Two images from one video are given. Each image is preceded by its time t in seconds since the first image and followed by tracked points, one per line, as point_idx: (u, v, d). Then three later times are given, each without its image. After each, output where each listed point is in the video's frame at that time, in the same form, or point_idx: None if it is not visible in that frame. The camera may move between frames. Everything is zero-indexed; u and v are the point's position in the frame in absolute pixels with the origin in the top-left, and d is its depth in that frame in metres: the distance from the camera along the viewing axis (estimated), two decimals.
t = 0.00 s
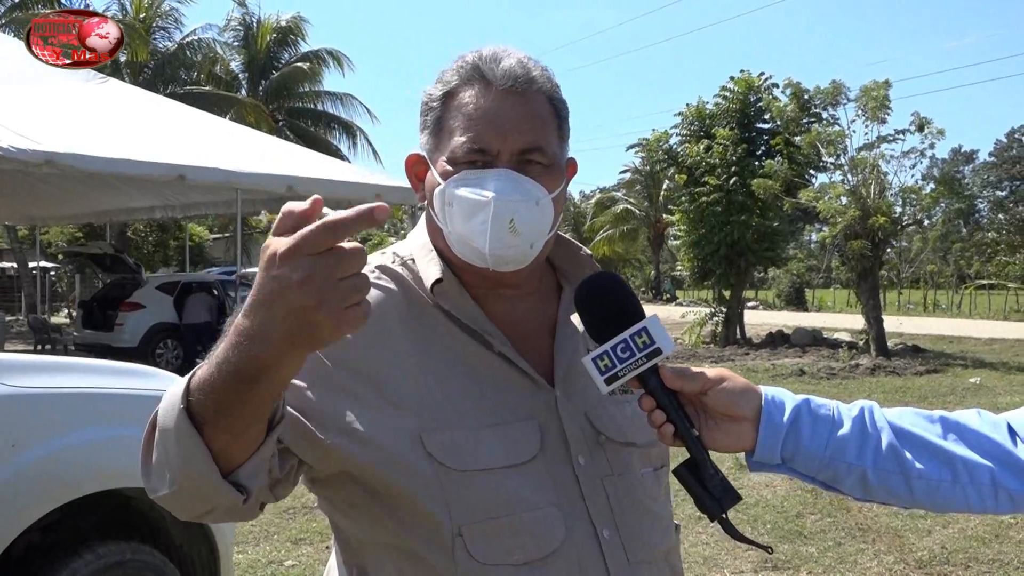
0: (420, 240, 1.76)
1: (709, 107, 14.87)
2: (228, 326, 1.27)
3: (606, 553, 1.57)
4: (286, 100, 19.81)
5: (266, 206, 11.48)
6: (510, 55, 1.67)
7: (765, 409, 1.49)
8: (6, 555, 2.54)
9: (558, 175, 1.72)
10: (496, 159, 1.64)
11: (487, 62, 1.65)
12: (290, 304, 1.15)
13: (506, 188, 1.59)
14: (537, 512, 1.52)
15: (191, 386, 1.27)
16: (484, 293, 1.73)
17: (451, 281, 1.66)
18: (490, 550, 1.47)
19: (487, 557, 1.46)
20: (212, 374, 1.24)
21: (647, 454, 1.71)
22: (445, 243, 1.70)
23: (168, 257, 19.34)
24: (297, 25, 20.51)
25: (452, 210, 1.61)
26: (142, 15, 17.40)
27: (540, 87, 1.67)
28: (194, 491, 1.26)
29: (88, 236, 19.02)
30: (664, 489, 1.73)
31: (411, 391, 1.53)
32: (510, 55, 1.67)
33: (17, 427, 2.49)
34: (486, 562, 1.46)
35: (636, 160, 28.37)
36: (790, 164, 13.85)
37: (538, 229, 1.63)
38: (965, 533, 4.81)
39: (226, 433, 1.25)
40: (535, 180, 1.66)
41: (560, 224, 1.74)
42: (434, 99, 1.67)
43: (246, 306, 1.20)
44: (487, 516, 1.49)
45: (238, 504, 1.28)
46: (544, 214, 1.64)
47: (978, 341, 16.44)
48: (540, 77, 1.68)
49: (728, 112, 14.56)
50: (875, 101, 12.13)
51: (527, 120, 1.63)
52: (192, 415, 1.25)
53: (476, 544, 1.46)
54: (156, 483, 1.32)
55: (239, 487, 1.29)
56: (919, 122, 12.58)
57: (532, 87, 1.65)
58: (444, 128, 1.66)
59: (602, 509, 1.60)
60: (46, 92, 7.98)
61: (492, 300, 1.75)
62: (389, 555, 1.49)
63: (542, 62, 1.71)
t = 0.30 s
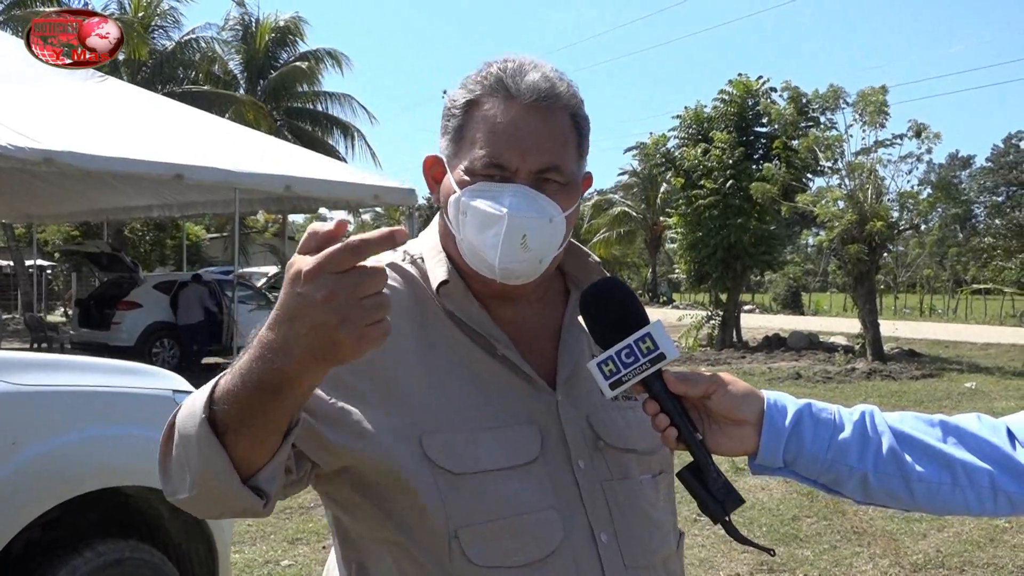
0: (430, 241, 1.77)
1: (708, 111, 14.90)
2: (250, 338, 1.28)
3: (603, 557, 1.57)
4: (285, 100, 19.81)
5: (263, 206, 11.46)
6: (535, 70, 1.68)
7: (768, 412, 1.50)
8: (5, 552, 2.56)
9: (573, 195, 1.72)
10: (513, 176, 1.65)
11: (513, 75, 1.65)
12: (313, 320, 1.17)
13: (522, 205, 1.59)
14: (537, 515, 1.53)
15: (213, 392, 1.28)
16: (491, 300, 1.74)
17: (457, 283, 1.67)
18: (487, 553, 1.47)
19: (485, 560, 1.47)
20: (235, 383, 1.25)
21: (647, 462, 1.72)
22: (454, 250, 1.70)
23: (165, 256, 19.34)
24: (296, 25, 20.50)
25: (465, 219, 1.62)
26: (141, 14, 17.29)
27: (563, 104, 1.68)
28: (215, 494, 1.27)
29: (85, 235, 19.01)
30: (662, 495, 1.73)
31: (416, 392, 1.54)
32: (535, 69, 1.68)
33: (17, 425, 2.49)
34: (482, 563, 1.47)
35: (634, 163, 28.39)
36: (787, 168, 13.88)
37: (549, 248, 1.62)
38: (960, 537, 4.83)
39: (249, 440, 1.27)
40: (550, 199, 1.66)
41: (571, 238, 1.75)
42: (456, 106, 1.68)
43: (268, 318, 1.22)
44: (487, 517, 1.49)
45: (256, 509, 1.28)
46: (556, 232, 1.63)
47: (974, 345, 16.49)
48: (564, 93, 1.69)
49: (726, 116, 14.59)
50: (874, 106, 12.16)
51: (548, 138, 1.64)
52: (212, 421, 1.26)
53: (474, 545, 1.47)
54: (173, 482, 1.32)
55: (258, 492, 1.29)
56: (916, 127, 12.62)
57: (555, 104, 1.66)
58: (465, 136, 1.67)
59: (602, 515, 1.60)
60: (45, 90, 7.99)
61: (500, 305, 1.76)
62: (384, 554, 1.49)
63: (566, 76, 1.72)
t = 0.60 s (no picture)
0: (442, 241, 1.75)
1: (704, 111, 14.93)
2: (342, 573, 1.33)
3: (602, 557, 1.55)
4: (282, 100, 19.78)
5: (260, 206, 11.44)
6: (572, 82, 1.67)
7: (767, 414, 1.52)
8: (4, 549, 2.55)
9: (596, 207, 1.72)
10: (541, 184, 1.65)
11: (551, 85, 1.65)
12: None
13: (548, 212, 1.60)
14: (538, 513, 1.51)
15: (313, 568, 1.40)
16: (502, 298, 1.71)
17: (469, 282, 1.64)
18: (485, 547, 1.47)
19: (482, 553, 1.47)
20: None
21: (648, 465, 1.69)
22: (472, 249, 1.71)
23: (161, 255, 19.32)
24: (293, 24, 20.46)
25: (489, 222, 1.63)
26: (138, 13, 17.21)
27: (596, 116, 1.67)
28: None
29: (81, 235, 18.98)
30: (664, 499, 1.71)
31: (423, 391, 1.52)
32: (573, 81, 1.67)
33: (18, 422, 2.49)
34: (479, 557, 1.47)
35: (631, 163, 28.40)
36: (784, 169, 13.90)
37: (568, 256, 1.64)
38: (955, 537, 4.85)
39: None
40: (573, 209, 1.66)
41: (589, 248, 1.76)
42: (492, 107, 1.66)
43: None
44: (486, 515, 1.48)
45: None
46: (577, 243, 1.64)
47: (969, 347, 16.53)
48: (599, 106, 1.69)
49: (723, 116, 14.61)
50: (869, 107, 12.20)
51: (580, 151, 1.64)
52: None
53: (471, 539, 1.47)
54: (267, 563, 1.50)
55: None
56: (912, 129, 12.67)
57: (591, 117, 1.66)
58: (496, 139, 1.66)
59: (603, 516, 1.58)
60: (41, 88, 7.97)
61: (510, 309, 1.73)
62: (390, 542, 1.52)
63: (600, 90, 1.72)
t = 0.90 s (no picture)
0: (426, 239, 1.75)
1: (701, 111, 14.96)
2: None
3: (600, 544, 1.56)
4: (279, 100, 19.78)
5: (258, 206, 11.43)
6: (537, 72, 1.67)
7: (761, 414, 1.53)
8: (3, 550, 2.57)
9: (571, 192, 1.73)
10: (515, 172, 1.66)
11: (517, 76, 1.65)
12: None
13: (524, 197, 1.61)
14: (533, 503, 1.51)
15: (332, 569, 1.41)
16: (484, 290, 1.71)
17: (455, 277, 1.63)
18: (484, 541, 1.47)
19: (482, 547, 1.47)
20: None
21: (641, 454, 1.69)
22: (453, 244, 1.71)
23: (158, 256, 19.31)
24: (290, 25, 20.44)
25: (467, 213, 1.64)
26: (134, 13, 17.19)
27: (564, 105, 1.68)
28: None
29: (78, 235, 18.96)
30: (658, 488, 1.72)
31: (419, 389, 1.52)
32: (538, 71, 1.67)
33: (17, 423, 2.49)
34: (479, 551, 1.47)
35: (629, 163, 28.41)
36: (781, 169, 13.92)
37: (547, 242, 1.64)
38: (952, 536, 4.87)
39: None
40: (549, 195, 1.67)
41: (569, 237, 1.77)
42: (462, 103, 1.66)
43: None
44: (480, 506, 1.48)
45: None
46: (556, 227, 1.65)
47: (966, 345, 16.57)
48: (566, 96, 1.69)
49: (720, 116, 14.64)
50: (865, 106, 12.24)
51: (550, 138, 1.64)
52: None
53: (472, 534, 1.47)
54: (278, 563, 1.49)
55: None
56: (909, 129, 12.70)
57: (558, 105, 1.66)
58: (468, 133, 1.67)
59: (599, 504, 1.58)
60: (38, 89, 7.97)
61: (497, 301, 1.74)
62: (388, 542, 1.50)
63: (567, 78, 1.72)
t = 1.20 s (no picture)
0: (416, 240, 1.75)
1: (700, 110, 14.97)
2: None
3: (604, 531, 1.56)
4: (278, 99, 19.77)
5: (257, 206, 11.43)
6: (509, 63, 1.64)
7: (755, 414, 1.54)
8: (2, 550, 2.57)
9: (552, 179, 1.75)
10: (496, 163, 1.67)
11: (488, 70, 1.63)
12: None
13: (507, 187, 1.63)
14: (536, 492, 1.50)
15: None
16: (476, 286, 1.73)
17: (447, 274, 1.64)
18: (490, 533, 1.45)
19: (487, 540, 1.45)
20: None
21: (637, 440, 1.70)
22: (441, 240, 1.72)
23: (157, 256, 19.32)
24: (288, 24, 20.41)
25: (453, 208, 1.65)
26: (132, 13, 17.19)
27: (540, 95, 1.67)
28: None
29: (77, 234, 18.97)
30: (657, 473, 1.73)
31: (416, 387, 1.52)
32: (510, 62, 1.65)
33: (17, 422, 2.50)
34: (486, 544, 1.44)
35: (628, 162, 28.40)
36: (779, 168, 13.93)
37: (532, 229, 1.67)
38: (950, 535, 4.88)
39: None
40: (531, 183, 1.69)
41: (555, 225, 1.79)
42: (437, 102, 1.66)
43: None
44: (484, 496, 1.46)
45: None
46: (540, 214, 1.68)
47: (965, 344, 16.59)
48: (540, 86, 1.68)
49: (719, 115, 14.66)
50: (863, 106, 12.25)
51: (527, 129, 1.65)
52: None
53: (477, 528, 1.45)
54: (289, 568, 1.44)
55: None
56: (908, 128, 12.71)
57: (532, 96, 1.65)
58: (447, 130, 1.67)
59: (601, 491, 1.59)
60: (37, 89, 7.98)
61: (488, 296, 1.75)
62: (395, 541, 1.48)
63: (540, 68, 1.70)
